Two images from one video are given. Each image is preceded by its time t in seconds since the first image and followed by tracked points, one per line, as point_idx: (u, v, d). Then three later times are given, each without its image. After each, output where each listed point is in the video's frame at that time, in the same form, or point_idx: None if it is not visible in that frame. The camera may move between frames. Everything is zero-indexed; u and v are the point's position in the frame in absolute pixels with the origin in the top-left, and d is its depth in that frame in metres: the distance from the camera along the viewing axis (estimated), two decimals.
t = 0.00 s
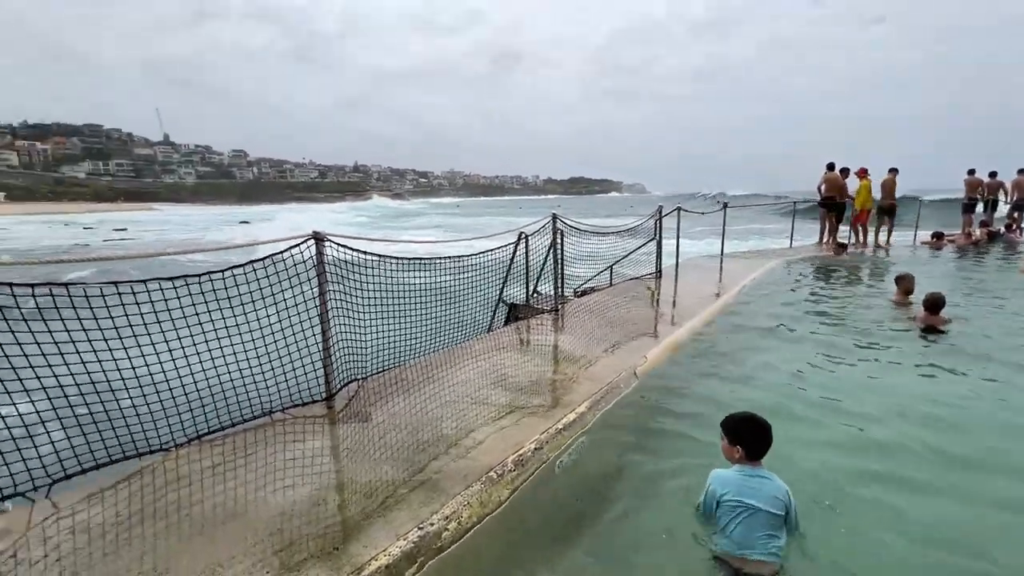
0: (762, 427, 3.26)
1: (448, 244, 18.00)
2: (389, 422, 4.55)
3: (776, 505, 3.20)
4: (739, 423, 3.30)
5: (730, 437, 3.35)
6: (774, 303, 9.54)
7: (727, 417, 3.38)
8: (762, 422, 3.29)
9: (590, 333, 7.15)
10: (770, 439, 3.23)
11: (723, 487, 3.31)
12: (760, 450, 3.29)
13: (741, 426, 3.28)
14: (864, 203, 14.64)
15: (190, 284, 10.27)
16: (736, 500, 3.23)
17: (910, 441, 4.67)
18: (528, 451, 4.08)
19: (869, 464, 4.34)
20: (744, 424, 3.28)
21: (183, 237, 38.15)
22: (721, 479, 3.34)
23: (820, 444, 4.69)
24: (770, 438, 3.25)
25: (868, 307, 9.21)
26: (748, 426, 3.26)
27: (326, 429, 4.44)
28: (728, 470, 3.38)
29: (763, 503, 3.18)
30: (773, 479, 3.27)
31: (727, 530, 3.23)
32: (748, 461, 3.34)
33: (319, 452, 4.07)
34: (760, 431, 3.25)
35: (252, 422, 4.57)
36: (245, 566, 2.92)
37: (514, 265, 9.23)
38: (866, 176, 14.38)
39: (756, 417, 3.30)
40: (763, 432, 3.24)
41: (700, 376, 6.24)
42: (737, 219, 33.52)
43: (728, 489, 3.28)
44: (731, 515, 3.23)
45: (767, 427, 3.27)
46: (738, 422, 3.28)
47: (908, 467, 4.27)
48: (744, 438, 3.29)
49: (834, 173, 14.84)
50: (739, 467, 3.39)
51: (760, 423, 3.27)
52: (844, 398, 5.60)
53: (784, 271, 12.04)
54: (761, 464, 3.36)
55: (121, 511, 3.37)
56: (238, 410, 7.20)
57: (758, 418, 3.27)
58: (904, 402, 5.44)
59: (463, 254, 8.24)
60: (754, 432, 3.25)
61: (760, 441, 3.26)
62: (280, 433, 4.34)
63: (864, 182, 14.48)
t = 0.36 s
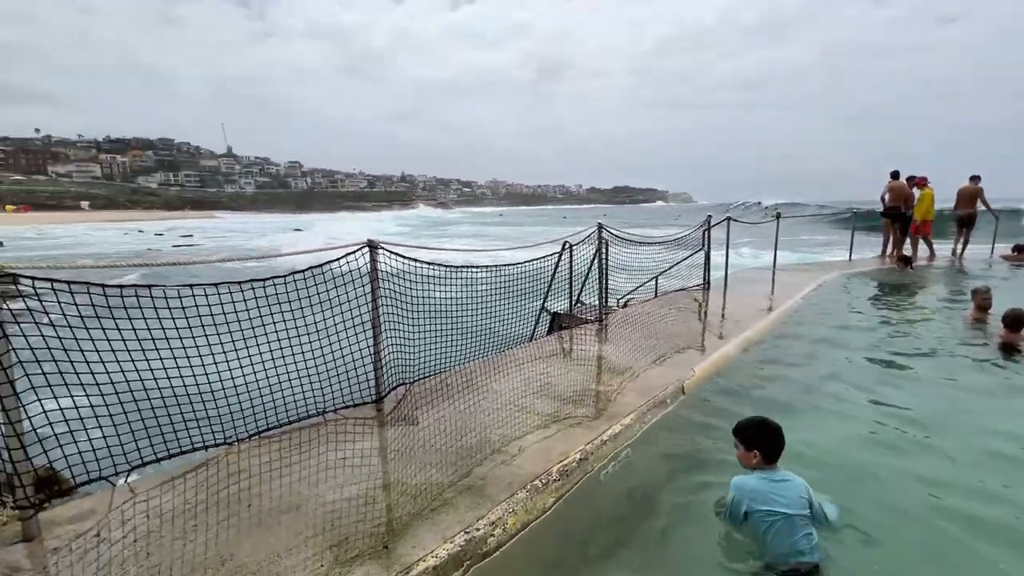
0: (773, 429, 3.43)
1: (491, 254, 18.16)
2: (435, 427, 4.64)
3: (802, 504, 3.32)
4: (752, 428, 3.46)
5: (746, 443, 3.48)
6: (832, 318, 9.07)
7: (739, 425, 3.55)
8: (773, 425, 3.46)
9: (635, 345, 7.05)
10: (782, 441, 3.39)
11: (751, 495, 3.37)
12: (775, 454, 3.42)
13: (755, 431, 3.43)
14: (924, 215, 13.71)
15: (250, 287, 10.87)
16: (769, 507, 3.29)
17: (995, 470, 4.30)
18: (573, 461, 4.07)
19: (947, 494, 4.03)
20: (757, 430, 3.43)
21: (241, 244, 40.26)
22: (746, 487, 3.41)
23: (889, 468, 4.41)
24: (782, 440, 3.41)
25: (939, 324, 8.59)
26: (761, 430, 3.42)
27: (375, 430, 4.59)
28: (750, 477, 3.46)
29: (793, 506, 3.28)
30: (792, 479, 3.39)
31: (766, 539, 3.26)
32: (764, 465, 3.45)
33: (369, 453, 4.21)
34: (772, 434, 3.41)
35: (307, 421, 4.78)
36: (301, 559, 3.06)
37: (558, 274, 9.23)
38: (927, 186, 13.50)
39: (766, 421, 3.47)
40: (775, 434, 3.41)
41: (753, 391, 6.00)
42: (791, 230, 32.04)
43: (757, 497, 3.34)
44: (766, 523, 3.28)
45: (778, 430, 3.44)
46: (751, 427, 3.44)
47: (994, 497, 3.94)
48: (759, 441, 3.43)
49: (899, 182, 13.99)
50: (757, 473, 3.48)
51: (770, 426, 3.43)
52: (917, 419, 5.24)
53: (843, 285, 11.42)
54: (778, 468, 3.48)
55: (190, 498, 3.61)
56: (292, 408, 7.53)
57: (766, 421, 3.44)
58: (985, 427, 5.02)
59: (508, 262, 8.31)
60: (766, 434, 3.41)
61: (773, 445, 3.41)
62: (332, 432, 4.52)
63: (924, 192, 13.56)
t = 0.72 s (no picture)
0: (775, 435, 3.38)
1: (515, 259, 18.20)
2: (461, 430, 4.68)
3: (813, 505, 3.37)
4: (754, 435, 3.40)
5: (750, 451, 3.41)
6: (868, 326, 8.78)
7: (740, 433, 3.48)
8: (774, 431, 3.41)
9: (661, 351, 6.96)
10: (785, 446, 3.35)
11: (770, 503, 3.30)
12: (779, 459, 3.37)
13: (758, 439, 3.37)
14: (960, 220, 13.10)
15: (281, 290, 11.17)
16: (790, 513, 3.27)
17: None
18: (599, 467, 4.04)
19: (998, 511, 3.82)
20: (761, 437, 3.37)
21: (274, 248, 41.42)
22: (761, 495, 3.35)
23: (934, 483, 4.21)
24: (785, 445, 3.36)
25: (983, 333, 8.23)
26: (763, 436, 3.37)
27: (402, 432, 4.65)
28: (761, 484, 3.41)
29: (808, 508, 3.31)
30: (796, 478, 3.43)
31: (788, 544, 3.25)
32: (770, 471, 3.39)
33: (396, 454, 4.27)
34: (775, 440, 3.36)
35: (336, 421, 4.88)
36: (330, 556, 3.12)
37: (583, 279, 9.18)
38: (962, 190, 12.97)
39: (766, 428, 3.42)
40: (778, 440, 3.36)
41: (786, 400, 5.85)
42: (823, 236, 31.10)
43: (778, 504, 3.29)
44: (789, 529, 3.26)
45: (780, 436, 3.39)
46: (754, 435, 3.38)
47: None
48: (763, 448, 3.37)
49: (938, 187, 13.47)
50: (762, 479, 3.42)
51: (772, 432, 3.38)
52: (964, 432, 5.00)
53: (880, 293, 11.02)
54: (782, 473, 3.43)
55: (225, 494, 3.73)
56: (321, 408, 7.70)
57: (767, 427, 3.39)
58: None
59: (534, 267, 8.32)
60: (769, 440, 3.36)
61: (777, 451, 3.36)
62: (361, 433, 4.60)
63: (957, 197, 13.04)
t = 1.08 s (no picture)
0: (766, 423, 3.39)
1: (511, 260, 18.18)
2: (457, 432, 4.66)
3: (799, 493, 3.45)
4: (745, 422, 3.42)
5: (739, 439, 3.43)
6: (861, 326, 8.83)
7: (731, 421, 3.49)
8: (764, 419, 3.42)
9: (657, 353, 6.97)
10: (774, 434, 3.37)
11: (762, 491, 3.33)
12: (769, 447, 3.39)
13: (749, 426, 3.39)
14: (951, 221, 13.13)
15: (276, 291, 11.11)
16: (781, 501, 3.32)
17: None
18: (595, 468, 4.03)
19: (1000, 512, 3.82)
20: (752, 424, 3.39)
21: (268, 249, 41.16)
22: (752, 482, 3.37)
23: (934, 484, 4.22)
24: (774, 433, 3.38)
25: (975, 333, 8.29)
26: (754, 424, 3.38)
27: (397, 434, 4.63)
28: (751, 472, 3.43)
29: (795, 497, 3.39)
30: (783, 468, 3.47)
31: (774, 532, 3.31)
32: (759, 459, 3.42)
33: (390, 457, 4.24)
34: (765, 428, 3.38)
35: (330, 423, 4.85)
36: (324, 560, 3.09)
37: (579, 281, 9.17)
38: (953, 191, 13.05)
39: (756, 415, 3.43)
40: (768, 428, 3.37)
41: (782, 402, 5.85)
42: (817, 237, 31.24)
43: (770, 492, 3.33)
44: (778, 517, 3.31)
45: (770, 424, 3.40)
46: (744, 422, 3.40)
47: None
48: (753, 436, 3.39)
49: (931, 188, 13.55)
50: (750, 466, 3.45)
51: (762, 420, 3.40)
52: (958, 431, 5.04)
53: (874, 293, 11.08)
54: (769, 460, 3.47)
55: (218, 498, 3.70)
56: (316, 411, 7.66)
57: (757, 415, 3.41)
58: None
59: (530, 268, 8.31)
60: (761, 428, 3.38)
61: (767, 438, 3.38)
62: (355, 436, 4.58)
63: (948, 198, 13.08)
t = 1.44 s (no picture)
0: (733, 430, 3.43)
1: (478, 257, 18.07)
2: (423, 433, 4.57)
3: (758, 496, 3.57)
4: (714, 429, 3.46)
5: (707, 443, 3.49)
6: (816, 320, 9.19)
7: (700, 424, 3.54)
8: (732, 425, 3.45)
9: (623, 348, 7.05)
10: (741, 441, 3.42)
11: (719, 495, 3.42)
12: (734, 453, 3.45)
13: (716, 431, 3.44)
14: (898, 217, 13.79)
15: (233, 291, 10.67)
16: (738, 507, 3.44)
17: (1001, 474, 4.27)
18: (561, 467, 4.04)
19: (944, 497, 4.02)
20: (719, 431, 3.43)
21: (225, 247, 39.51)
22: (712, 486, 3.45)
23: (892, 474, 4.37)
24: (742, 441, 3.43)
25: (918, 325, 8.77)
26: (722, 432, 3.42)
27: (361, 437, 4.51)
28: (714, 475, 3.52)
29: (752, 502, 3.51)
30: (746, 471, 3.56)
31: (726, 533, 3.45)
32: (724, 463, 3.49)
33: (353, 461, 4.13)
34: (733, 436, 3.42)
35: (291, 428, 4.69)
36: (282, 572, 2.98)
37: (547, 277, 9.18)
38: (900, 188, 13.71)
39: (726, 421, 3.48)
40: (736, 434, 3.42)
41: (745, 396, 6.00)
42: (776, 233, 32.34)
43: (728, 497, 3.42)
44: (732, 520, 3.44)
45: (738, 430, 3.45)
46: (711, 428, 3.45)
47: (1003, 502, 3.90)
48: (719, 442, 3.45)
49: (879, 185, 14.19)
50: (715, 468, 3.54)
51: (730, 427, 3.44)
52: (902, 420, 5.32)
53: (828, 287, 11.55)
54: (735, 464, 3.54)
55: (168, 511, 3.51)
56: (276, 415, 7.40)
57: (726, 422, 3.44)
58: (979, 430, 5.04)
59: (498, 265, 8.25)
60: (728, 435, 3.42)
61: (734, 444, 3.44)
62: (317, 440, 4.43)
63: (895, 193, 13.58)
